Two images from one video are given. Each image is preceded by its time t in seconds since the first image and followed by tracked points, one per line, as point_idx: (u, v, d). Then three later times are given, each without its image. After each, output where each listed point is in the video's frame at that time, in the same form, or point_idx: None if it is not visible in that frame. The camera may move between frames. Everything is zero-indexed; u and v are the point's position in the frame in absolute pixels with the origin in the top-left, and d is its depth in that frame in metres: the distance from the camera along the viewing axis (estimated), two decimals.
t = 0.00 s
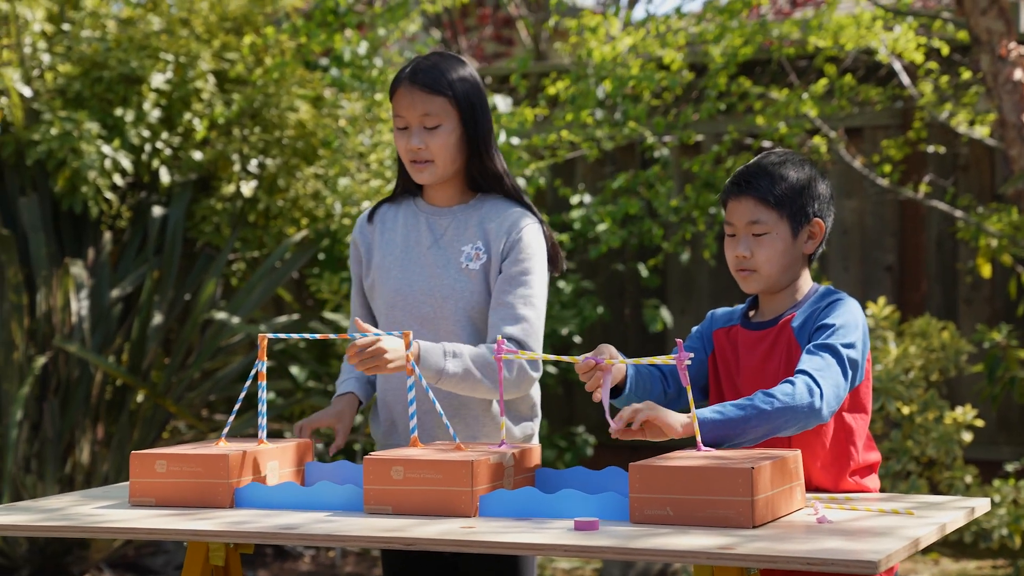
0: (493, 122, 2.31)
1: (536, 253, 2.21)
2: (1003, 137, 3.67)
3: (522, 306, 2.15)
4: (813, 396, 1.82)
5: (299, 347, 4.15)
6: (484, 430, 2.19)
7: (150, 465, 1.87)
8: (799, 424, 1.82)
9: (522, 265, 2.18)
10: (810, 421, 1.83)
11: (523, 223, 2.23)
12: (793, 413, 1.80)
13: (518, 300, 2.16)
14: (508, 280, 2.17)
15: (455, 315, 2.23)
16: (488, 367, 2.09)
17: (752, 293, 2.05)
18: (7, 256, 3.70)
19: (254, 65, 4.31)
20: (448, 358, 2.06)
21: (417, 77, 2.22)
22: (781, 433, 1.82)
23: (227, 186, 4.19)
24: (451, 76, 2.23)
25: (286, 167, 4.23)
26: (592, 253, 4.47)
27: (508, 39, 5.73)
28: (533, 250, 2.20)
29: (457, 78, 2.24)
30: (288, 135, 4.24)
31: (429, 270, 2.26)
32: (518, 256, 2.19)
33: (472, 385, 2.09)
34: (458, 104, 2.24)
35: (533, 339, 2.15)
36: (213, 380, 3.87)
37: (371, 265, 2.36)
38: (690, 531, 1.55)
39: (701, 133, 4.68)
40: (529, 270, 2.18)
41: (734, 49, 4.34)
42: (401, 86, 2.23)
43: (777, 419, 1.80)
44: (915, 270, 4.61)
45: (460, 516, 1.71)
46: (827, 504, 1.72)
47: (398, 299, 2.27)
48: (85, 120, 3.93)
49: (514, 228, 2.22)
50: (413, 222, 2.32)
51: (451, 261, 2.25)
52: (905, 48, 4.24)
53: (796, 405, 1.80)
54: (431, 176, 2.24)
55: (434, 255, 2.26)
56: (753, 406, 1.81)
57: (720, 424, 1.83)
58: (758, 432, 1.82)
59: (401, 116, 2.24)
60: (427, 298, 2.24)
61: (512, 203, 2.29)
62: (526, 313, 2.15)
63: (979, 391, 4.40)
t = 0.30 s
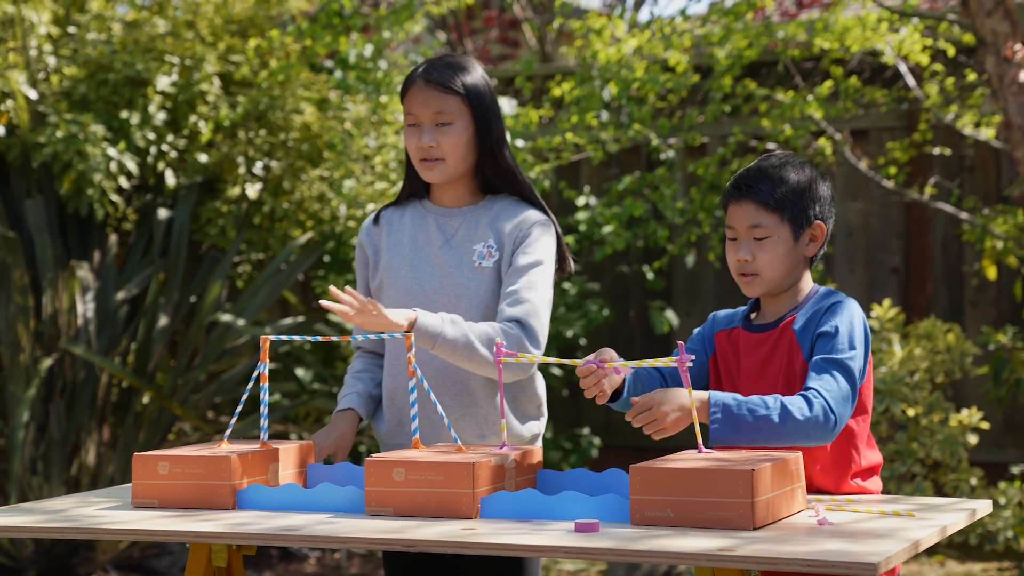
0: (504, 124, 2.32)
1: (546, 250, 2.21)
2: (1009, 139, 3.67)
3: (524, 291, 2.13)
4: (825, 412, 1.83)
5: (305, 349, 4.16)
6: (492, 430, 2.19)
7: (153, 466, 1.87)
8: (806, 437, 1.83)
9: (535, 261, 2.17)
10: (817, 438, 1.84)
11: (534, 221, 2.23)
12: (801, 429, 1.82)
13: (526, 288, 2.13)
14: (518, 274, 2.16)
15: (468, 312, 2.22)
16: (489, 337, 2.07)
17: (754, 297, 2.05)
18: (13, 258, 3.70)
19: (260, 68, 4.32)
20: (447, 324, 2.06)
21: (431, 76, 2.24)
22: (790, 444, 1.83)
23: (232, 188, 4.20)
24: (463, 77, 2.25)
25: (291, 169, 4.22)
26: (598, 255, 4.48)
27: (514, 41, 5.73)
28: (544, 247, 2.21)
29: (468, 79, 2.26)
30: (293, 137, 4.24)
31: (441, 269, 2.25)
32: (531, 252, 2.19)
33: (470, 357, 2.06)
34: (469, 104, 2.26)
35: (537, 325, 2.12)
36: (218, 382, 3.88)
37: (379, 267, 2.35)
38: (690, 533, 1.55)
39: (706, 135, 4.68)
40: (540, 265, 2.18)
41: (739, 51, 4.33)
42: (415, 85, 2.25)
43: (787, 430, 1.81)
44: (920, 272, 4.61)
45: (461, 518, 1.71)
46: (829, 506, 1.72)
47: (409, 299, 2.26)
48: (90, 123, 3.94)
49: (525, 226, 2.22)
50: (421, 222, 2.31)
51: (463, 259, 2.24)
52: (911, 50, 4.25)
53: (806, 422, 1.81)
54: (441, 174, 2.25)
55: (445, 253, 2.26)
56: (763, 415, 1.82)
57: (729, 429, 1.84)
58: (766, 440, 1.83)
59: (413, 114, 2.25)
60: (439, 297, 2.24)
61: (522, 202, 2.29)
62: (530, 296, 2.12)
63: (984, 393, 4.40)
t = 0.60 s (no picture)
0: (518, 129, 2.33)
1: (550, 254, 2.20)
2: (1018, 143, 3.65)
3: (517, 293, 2.11)
4: (856, 359, 1.80)
5: (313, 351, 4.16)
6: (496, 431, 2.19)
7: (158, 469, 1.88)
8: (824, 377, 1.77)
9: (539, 265, 2.17)
10: (829, 385, 1.79)
11: (542, 225, 2.23)
12: (831, 365, 1.76)
13: (521, 291, 2.12)
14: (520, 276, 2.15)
15: (470, 315, 2.21)
16: (470, 341, 2.03)
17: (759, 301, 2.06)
18: (22, 260, 3.71)
19: (269, 70, 4.33)
20: (426, 333, 2.01)
21: (449, 78, 2.23)
22: (811, 372, 1.76)
23: (241, 191, 4.22)
24: (479, 80, 2.25)
25: (300, 172, 4.25)
26: (606, 258, 4.48)
27: (523, 44, 5.74)
28: (549, 252, 2.20)
29: (484, 83, 2.26)
30: (302, 139, 4.28)
31: (449, 271, 2.25)
32: (536, 255, 2.18)
33: (453, 362, 2.02)
34: (485, 108, 2.26)
35: (525, 330, 2.10)
36: (226, 384, 3.88)
37: (387, 269, 2.36)
38: (695, 536, 1.55)
39: (715, 138, 4.69)
40: (542, 269, 2.17)
41: (747, 54, 4.34)
42: (432, 87, 2.24)
43: (817, 361, 1.75)
44: (929, 276, 4.60)
45: (466, 521, 1.71)
46: (834, 510, 1.72)
47: (417, 299, 2.26)
48: (100, 125, 3.95)
49: (533, 229, 2.22)
50: (430, 225, 2.32)
51: (470, 261, 2.24)
52: (920, 53, 4.24)
53: (838, 358, 1.77)
54: (453, 176, 2.25)
55: (453, 256, 2.26)
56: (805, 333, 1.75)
57: (764, 332, 1.74)
58: (791, 360, 1.75)
59: (429, 114, 2.24)
60: (446, 298, 2.23)
61: (530, 208, 2.29)
62: (520, 297, 2.11)
63: (993, 397, 4.38)
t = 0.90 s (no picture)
0: (525, 132, 2.33)
1: (558, 254, 2.21)
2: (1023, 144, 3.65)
3: (527, 292, 2.12)
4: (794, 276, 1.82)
5: (318, 352, 4.17)
6: (503, 431, 2.19)
7: (164, 469, 1.88)
8: (786, 298, 1.76)
9: (549, 265, 2.18)
10: (797, 305, 1.77)
11: (551, 225, 2.24)
12: (779, 283, 1.78)
13: (532, 291, 2.12)
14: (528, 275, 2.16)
15: (480, 315, 2.22)
16: (474, 340, 2.03)
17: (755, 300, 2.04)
18: (27, 260, 3.71)
19: (274, 71, 4.33)
20: (430, 336, 2.00)
21: (456, 81, 2.24)
22: (770, 300, 1.75)
23: (246, 191, 4.23)
24: (487, 83, 2.25)
25: (305, 172, 4.25)
26: (611, 258, 4.47)
27: (528, 44, 5.74)
28: (558, 252, 2.21)
29: (492, 86, 2.26)
30: (307, 140, 4.26)
31: (457, 271, 2.25)
32: (546, 255, 2.19)
33: (459, 362, 2.02)
34: (493, 110, 2.26)
35: (531, 327, 2.10)
36: (231, 384, 3.89)
37: (395, 270, 2.35)
38: (699, 537, 1.55)
39: (720, 139, 4.69)
40: (552, 269, 2.18)
41: (753, 55, 4.33)
42: (440, 90, 2.24)
43: (765, 289, 1.76)
44: (934, 276, 4.59)
45: (471, 521, 1.71)
46: (838, 511, 1.72)
47: (426, 300, 2.26)
48: (104, 125, 3.96)
49: (542, 229, 2.23)
50: (438, 226, 2.32)
51: (479, 262, 2.24)
52: (925, 54, 4.23)
53: (773, 289, 1.76)
54: (462, 179, 2.25)
55: (462, 256, 2.26)
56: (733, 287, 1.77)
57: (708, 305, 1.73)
58: (747, 306, 1.74)
59: (437, 118, 2.24)
60: (455, 298, 2.23)
61: (539, 209, 2.30)
62: (526, 294, 2.12)
63: (998, 398, 4.38)
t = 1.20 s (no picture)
0: (529, 135, 2.33)
1: (561, 256, 2.21)
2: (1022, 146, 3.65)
3: (529, 297, 2.12)
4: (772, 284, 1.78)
5: (318, 353, 4.17)
6: (505, 433, 2.20)
7: (166, 471, 1.88)
8: (775, 311, 1.73)
9: (551, 267, 2.18)
10: (785, 314, 1.74)
11: (555, 228, 2.24)
12: (761, 296, 1.73)
13: (535, 297, 2.12)
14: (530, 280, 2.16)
15: (484, 317, 2.22)
16: (476, 345, 2.04)
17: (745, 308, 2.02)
18: (26, 262, 3.71)
19: (273, 72, 4.33)
20: (432, 342, 2.00)
21: (456, 85, 2.24)
22: (760, 315, 1.71)
23: (246, 192, 4.23)
24: (488, 86, 2.26)
25: (305, 173, 4.25)
26: (611, 260, 4.48)
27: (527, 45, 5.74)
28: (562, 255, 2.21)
29: (493, 89, 2.26)
30: (307, 142, 4.27)
31: (462, 273, 2.25)
32: (549, 258, 2.19)
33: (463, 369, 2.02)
34: (494, 114, 2.26)
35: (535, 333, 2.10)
36: (231, 385, 3.89)
37: (400, 272, 2.35)
38: (702, 540, 1.55)
39: (720, 141, 4.70)
40: (554, 271, 2.18)
41: (752, 57, 4.34)
42: (439, 94, 2.25)
43: (749, 306, 1.71)
44: (933, 278, 4.60)
45: (475, 523, 1.71)
46: (841, 513, 1.72)
47: (430, 302, 2.26)
48: (104, 126, 3.96)
49: (547, 232, 2.23)
50: (444, 228, 2.33)
51: (483, 264, 2.24)
52: (925, 56, 4.23)
53: (759, 303, 1.72)
54: (466, 183, 2.26)
55: (466, 258, 2.26)
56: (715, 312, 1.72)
57: (701, 340, 1.67)
58: (739, 330, 1.69)
59: (438, 122, 2.25)
60: (459, 300, 2.23)
61: (543, 211, 2.30)
62: (528, 299, 2.12)
63: (997, 400, 4.38)
